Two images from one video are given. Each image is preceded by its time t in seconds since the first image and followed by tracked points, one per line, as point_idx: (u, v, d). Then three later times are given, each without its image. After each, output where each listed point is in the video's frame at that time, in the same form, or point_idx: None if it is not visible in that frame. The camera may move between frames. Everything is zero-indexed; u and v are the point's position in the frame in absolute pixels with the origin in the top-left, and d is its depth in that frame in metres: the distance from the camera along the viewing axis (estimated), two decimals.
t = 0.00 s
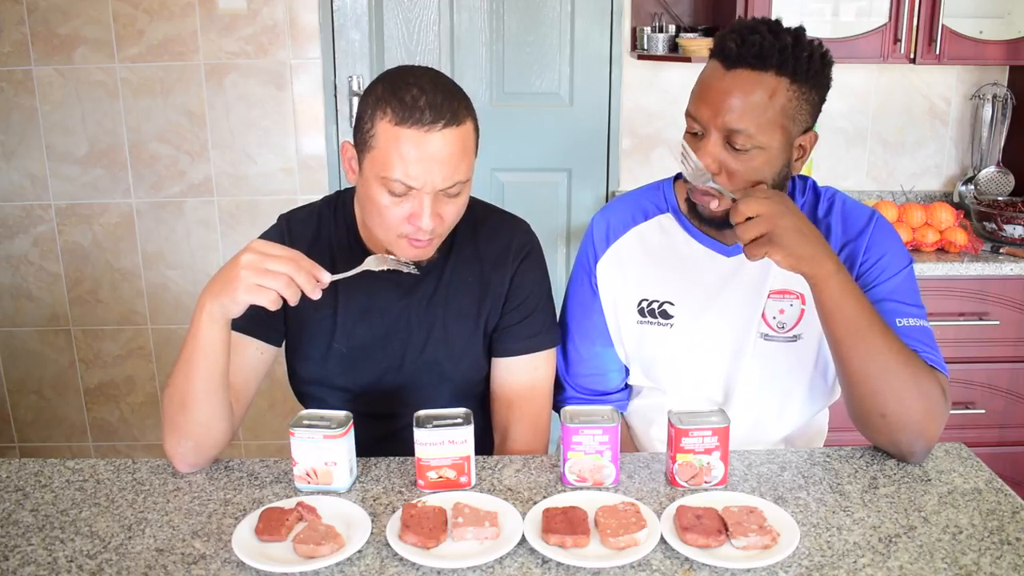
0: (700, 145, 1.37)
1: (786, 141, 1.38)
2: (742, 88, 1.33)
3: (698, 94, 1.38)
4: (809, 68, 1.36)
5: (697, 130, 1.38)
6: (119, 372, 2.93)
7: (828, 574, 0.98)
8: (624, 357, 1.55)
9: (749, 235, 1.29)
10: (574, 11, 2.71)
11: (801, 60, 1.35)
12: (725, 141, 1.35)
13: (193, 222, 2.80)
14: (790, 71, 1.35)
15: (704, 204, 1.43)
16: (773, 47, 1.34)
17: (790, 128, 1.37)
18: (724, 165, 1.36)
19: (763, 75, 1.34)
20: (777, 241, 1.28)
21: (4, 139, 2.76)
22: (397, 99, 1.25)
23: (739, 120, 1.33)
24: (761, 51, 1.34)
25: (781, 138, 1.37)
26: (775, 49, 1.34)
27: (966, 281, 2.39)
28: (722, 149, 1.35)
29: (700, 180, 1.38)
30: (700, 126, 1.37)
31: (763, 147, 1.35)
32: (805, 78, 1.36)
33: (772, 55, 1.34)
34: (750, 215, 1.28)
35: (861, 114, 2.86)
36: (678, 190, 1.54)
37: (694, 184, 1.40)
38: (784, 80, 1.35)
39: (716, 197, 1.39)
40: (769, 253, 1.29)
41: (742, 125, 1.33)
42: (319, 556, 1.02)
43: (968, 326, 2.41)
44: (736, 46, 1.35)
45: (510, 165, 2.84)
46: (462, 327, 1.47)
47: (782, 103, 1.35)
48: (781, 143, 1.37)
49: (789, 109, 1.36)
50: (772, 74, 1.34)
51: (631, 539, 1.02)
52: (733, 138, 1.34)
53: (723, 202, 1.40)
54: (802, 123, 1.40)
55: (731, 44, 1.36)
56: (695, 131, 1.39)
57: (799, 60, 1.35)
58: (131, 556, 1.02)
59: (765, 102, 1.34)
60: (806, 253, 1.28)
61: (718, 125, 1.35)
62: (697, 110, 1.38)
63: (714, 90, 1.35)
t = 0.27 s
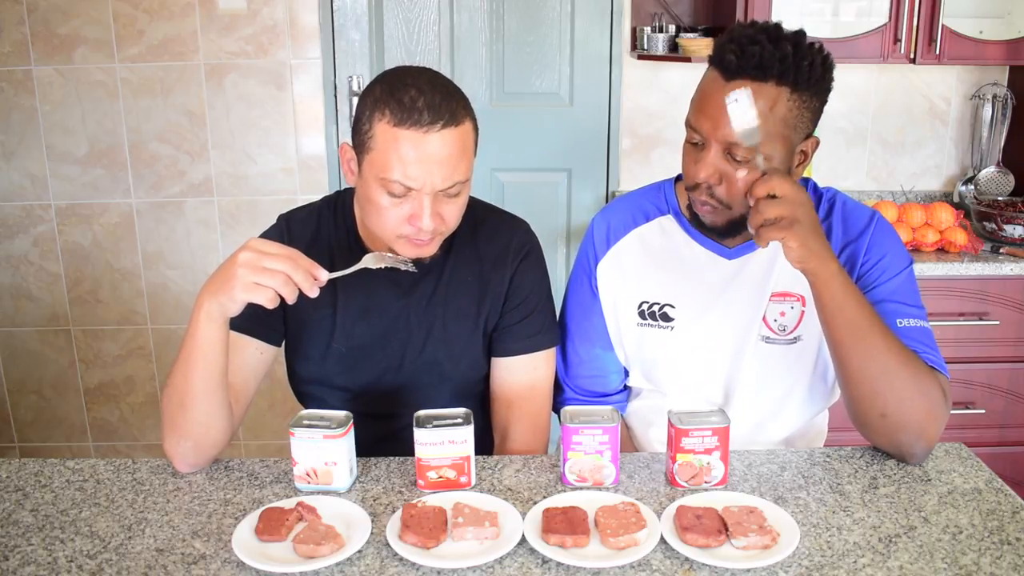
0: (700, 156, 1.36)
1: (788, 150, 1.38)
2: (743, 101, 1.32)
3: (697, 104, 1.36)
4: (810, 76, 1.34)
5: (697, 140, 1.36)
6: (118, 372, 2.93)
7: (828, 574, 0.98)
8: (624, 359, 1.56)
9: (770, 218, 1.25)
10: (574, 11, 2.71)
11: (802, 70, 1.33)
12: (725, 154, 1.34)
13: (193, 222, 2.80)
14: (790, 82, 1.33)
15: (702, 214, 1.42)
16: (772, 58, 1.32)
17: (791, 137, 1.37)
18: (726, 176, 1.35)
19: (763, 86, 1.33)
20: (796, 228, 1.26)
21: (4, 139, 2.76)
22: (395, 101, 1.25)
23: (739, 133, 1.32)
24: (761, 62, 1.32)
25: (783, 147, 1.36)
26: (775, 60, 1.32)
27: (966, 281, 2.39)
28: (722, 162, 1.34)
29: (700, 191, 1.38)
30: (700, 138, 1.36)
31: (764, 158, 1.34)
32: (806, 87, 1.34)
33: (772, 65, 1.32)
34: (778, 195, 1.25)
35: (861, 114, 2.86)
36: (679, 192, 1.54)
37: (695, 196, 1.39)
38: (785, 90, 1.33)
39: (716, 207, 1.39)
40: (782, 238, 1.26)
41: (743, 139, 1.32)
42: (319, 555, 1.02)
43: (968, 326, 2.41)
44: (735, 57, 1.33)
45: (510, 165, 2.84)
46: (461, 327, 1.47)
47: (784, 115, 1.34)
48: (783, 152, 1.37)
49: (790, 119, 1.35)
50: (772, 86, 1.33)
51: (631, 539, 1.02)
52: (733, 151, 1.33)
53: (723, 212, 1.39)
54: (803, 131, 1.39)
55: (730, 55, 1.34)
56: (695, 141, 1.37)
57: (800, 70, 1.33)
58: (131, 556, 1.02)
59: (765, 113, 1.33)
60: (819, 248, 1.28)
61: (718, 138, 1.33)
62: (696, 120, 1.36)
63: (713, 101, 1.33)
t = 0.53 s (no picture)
0: (690, 166, 1.37)
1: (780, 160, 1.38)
2: (733, 112, 1.33)
3: (689, 112, 1.38)
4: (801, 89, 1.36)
5: (687, 148, 1.38)
6: (118, 372, 2.93)
7: (828, 574, 0.98)
8: (623, 360, 1.56)
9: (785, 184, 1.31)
10: (574, 11, 2.71)
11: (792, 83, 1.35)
12: (714, 164, 1.35)
13: (193, 222, 2.80)
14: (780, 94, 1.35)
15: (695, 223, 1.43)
16: (763, 71, 1.33)
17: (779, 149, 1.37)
18: (714, 188, 1.36)
19: (754, 98, 1.34)
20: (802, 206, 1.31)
21: (4, 139, 2.76)
22: (394, 102, 1.25)
23: (727, 144, 1.33)
24: (752, 75, 1.33)
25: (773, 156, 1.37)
26: (765, 72, 1.33)
27: (966, 281, 2.39)
28: (712, 171, 1.36)
29: (689, 200, 1.39)
30: (691, 146, 1.37)
31: (755, 168, 1.35)
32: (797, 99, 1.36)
33: (761, 78, 1.33)
34: (797, 168, 1.31)
35: (861, 114, 2.86)
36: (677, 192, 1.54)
37: (686, 205, 1.40)
38: (774, 103, 1.35)
39: (707, 217, 1.40)
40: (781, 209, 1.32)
41: (732, 150, 1.33)
42: (319, 556, 1.02)
43: (968, 326, 2.41)
44: (725, 69, 1.35)
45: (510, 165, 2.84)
46: (461, 327, 1.47)
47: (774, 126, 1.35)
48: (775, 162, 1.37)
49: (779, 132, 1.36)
50: (762, 98, 1.34)
51: (631, 539, 1.02)
52: (721, 162, 1.34)
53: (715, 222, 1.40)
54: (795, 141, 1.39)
55: (721, 67, 1.36)
56: (686, 149, 1.39)
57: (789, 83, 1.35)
58: (132, 556, 1.02)
59: (756, 123, 1.34)
60: (816, 240, 1.31)
61: (707, 148, 1.35)
62: (686, 129, 1.38)
63: (703, 110, 1.35)
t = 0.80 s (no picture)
0: (694, 175, 1.36)
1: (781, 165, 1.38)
2: (739, 124, 1.31)
3: (692, 121, 1.36)
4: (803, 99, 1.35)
5: (691, 157, 1.36)
6: (119, 372, 2.93)
7: (828, 574, 0.98)
8: (622, 361, 1.56)
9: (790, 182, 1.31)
10: (574, 11, 2.71)
11: (797, 93, 1.34)
12: (719, 174, 1.33)
13: (193, 222, 2.80)
14: (785, 105, 1.33)
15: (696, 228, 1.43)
16: (769, 83, 1.31)
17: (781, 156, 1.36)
18: (720, 198, 1.35)
19: (760, 110, 1.31)
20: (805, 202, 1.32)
21: (4, 139, 2.76)
22: (396, 102, 1.25)
23: (732, 156, 1.32)
24: (758, 87, 1.30)
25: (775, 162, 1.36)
26: (771, 83, 1.31)
27: (966, 281, 2.39)
28: (717, 180, 1.34)
29: (694, 208, 1.38)
30: (695, 156, 1.35)
31: (759, 177, 1.34)
32: (800, 109, 1.35)
33: (768, 90, 1.31)
34: (801, 165, 1.32)
35: (861, 114, 2.86)
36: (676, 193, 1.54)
37: (689, 212, 1.39)
38: (780, 113, 1.33)
39: (710, 223, 1.39)
40: (786, 205, 1.32)
41: (737, 160, 1.32)
42: (319, 556, 1.02)
43: (968, 326, 2.41)
44: (731, 82, 1.32)
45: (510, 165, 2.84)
46: (462, 327, 1.47)
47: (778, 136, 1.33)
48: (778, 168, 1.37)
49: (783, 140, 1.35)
50: (768, 109, 1.32)
51: (631, 539, 1.02)
52: (726, 172, 1.33)
53: (717, 227, 1.40)
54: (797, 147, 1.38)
55: (726, 79, 1.32)
56: (689, 158, 1.37)
57: (793, 94, 1.33)
58: (131, 556, 1.02)
59: (759, 133, 1.32)
60: (817, 234, 1.32)
61: (712, 159, 1.32)
62: (690, 139, 1.36)
63: (706, 119, 1.33)
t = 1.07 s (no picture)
0: (698, 178, 1.35)
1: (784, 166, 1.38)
2: (744, 127, 1.30)
3: (697, 123, 1.35)
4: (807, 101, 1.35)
5: (695, 160, 1.36)
6: (119, 372, 2.93)
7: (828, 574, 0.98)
8: (623, 361, 1.56)
9: (791, 183, 1.31)
10: (574, 11, 2.71)
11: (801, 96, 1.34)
12: (724, 177, 1.33)
13: (193, 222, 2.80)
14: (791, 107, 1.33)
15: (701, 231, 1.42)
16: (775, 85, 1.30)
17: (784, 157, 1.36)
18: (724, 200, 1.35)
19: (766, 112, 1.31)
20: (806, 202, 1.32)
21: (4, 139, 2.76)
22: (395, 102, 1.25)
23: (737, 159, 1.31)
24: (764, 90, 1.30)
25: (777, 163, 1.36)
26: (777, 86, 1.30)
27: (966, 281, 2.39)
28: (722, 183, 1.34)
29: (698, 212, 1.37)
30: (700, 159, 1.35)
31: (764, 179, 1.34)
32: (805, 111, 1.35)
33: (774, 92, 1.30)
34: (802, 165, 1.32)
35: (861, 114, 2.86)
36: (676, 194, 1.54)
37: (693, 215, 1.39)
38: (785, 115, 1.32)
39: (715, 226, 1.39)
40: (787, 205, 1.32)
41: (742, 164, 1.32)
42: (319, 556, 1.02)
43: (968, 326, 2.41)
44: (738, 85, 1.31)
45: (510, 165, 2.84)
46: (462, 327, 1.47)
47: (783, 137, 1.33)
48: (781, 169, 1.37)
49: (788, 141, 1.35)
50: (773, 111, 1.31)
51: (631, 539, 1.02)
52: (731, 175, 1.33)
53: (724, 229, 1.40)
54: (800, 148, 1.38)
55: (732, 82, 1.31)
56: (693, 161, 1.37)
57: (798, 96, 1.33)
58: (132, 556, 1.02)
59: (764, 135, 1.31)
60: (818, 235, 1.32)
61: (718, 162, 1.32)
62: (695, 142, 1.35)
63: (710, 122, 1.33)
